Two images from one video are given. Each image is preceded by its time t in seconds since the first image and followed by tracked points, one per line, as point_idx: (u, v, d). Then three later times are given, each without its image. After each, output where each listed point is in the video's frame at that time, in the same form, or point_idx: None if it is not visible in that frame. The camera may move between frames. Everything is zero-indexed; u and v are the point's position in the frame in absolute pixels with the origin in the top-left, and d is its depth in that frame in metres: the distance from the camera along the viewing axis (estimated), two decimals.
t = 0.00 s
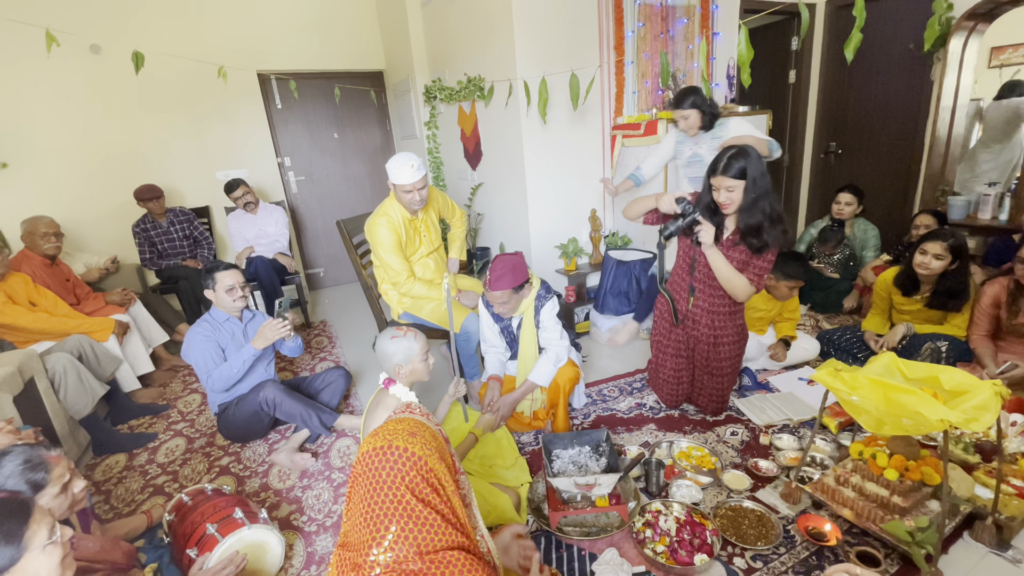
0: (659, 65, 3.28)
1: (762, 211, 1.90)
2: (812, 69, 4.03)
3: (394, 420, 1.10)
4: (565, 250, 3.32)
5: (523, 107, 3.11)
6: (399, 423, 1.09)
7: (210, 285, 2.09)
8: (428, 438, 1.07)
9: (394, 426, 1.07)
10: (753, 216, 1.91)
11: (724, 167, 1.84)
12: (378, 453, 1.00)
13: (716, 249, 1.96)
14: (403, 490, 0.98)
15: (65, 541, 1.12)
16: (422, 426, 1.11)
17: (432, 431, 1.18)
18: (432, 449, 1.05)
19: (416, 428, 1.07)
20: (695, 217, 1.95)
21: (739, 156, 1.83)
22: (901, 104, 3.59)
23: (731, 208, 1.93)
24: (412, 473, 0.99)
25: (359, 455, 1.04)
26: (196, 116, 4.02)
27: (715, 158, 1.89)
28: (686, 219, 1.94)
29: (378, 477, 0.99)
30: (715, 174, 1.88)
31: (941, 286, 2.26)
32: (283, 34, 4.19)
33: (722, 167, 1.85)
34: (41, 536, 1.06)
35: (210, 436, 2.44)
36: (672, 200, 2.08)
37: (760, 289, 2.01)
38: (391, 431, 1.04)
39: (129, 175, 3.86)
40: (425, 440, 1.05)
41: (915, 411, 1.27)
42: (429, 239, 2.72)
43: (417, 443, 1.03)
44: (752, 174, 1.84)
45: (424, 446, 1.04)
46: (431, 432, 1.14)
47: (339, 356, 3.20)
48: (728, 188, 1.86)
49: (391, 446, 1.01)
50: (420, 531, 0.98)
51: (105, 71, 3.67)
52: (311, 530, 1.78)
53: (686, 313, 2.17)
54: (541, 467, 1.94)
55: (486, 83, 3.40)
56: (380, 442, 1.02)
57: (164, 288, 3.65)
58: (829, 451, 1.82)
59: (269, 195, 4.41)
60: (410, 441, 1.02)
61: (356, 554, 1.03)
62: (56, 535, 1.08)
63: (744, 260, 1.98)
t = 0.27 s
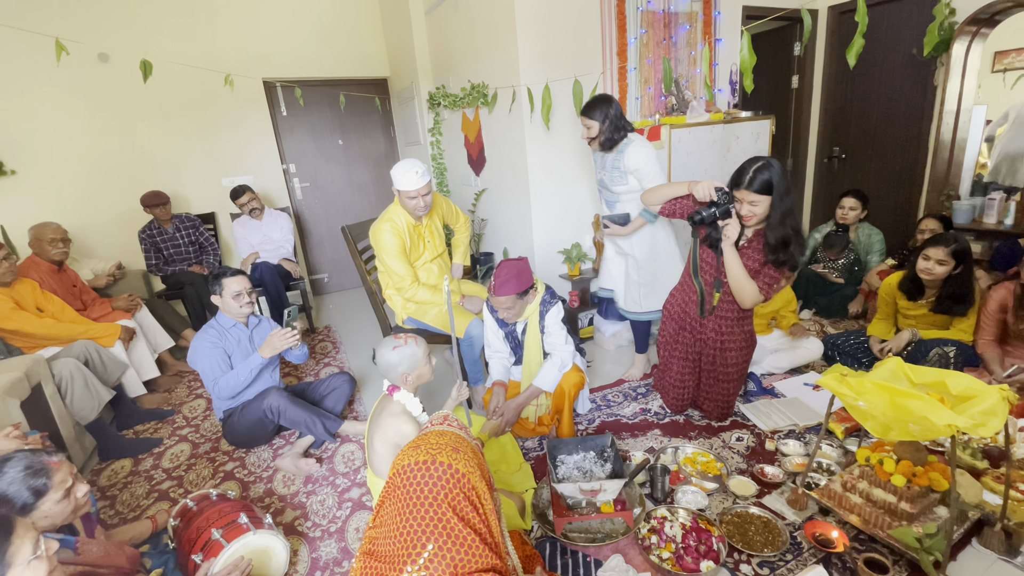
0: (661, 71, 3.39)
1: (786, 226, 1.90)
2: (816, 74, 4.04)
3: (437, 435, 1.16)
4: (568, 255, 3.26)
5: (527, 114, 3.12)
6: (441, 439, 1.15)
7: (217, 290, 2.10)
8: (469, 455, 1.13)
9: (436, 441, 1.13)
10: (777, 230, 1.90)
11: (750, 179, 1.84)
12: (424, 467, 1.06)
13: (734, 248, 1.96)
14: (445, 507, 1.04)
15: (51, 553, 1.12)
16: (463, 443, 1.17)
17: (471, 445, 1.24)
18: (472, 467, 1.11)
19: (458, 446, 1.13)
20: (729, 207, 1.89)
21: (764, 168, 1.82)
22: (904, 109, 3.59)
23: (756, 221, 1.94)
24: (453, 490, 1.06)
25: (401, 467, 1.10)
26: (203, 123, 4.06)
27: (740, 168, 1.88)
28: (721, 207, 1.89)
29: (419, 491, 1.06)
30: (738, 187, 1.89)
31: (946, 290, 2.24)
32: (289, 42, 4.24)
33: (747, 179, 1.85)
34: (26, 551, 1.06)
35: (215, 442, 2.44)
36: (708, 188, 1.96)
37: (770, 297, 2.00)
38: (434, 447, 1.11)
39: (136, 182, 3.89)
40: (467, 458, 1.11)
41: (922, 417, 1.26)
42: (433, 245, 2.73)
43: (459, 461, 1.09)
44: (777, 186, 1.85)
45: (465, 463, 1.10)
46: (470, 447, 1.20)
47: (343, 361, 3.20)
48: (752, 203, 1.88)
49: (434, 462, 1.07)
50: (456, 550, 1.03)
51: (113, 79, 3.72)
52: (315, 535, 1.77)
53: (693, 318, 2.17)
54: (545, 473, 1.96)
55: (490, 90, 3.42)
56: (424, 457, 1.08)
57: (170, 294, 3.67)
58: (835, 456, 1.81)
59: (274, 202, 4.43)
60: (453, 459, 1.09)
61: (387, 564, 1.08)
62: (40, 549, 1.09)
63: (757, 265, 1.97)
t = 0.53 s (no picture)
0: (666, 79, 3.43)
1: (794, 241, 1.91)
2: (820, 85, 4.06)
3: (446, 433, 1.18)
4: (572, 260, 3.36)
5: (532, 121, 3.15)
6: (451, 436, 1.17)
7: (221, 294, 2.11)
8: (478, 453, 1.16)
9: (446, 439, 1.15)
10: (785, 244, 1.91)
11: (759, 194, 1.85)
12: (434, 464, 1.08)
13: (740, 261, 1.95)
14: (454, 503, 1.06)
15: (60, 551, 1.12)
16: (471, 441, 1.20)
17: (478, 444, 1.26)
18: (481, 464, 1.13)
19: (467, 443, 1.15)
20: (738, 218, 1.87)
21: (775, 183, 1.83)
22: (909, 120, 3.59)
23: (763, 234, 1.94)
24: (462, 486, 1.07)
25: (411, 464, 1.12)
26: (211, 127, 4.09)
27: (750, 182, 1.88)
28: (729, 217, 1.86)
29: (429, 487, 1.07)
30: (748, 202, 1.89)
31: (953, 305, 2.25)
32: (297, 48, 4.29)
33: (756, 193, 1.85)
34: (36, 549, 1.06)
35: (217, 444, 2.45)
36: (717, 198, 1.94)
37: (775, 309, 2.03)
38: (444, 444, 1.13)
39: (143, 185, 3.92)
40: (476, 455, 1.13)
41: (926, 428, 1.26)
42: (437, 250, 2.73)
43: (469, 458, 1.11)
44: (787, 203, 1.85)
45: (475, 460, 1.12)
46: (478, 446, 1.22)
47: (346, 365, 3.21)
48: (760, 216, 1.89)
49: (444, 459, 1.09)
50: (465, 545, 1.05)
51: (124, 83, 3.76)
52: (316, 540, 1.77)
53: (696, 327, 2.17)
54: (547, 481, 1.94)
55: (495, 97, 3.45)
56: (434, 454, 1.10)
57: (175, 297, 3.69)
58: (839, 467, 1.80)
59: (280, 206, 4.46)
60: (463, 456, 1.11)
61: (397, 558, 1.10)
62: (49, 547, 1.09)
63: (763, 277, 1.99)
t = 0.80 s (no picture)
0: (668, 88, 3.45)
1: (796, 253, 1.91)
2: (821, 96, 4.08)
3: (451, 431, 1.20)
4: (572, 268, 3.29)
5: (535, 127, 3.16)
6: (456, 435, 1.18)
7: (219, 295, 2.11)
8: (482, 452, 1.17)
9: (452, 437, 1.17)
10: (785, 257, 1.91)
11: (762, 205, 1.84)
12: (441, 459, 1.09)
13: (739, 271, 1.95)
14: (460, 499, 1.07)
15: (51, 547, 1.12)
16: (475, 441, 1.21)
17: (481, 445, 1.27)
18: (485, 463, 1.15)
19: (472, 442, 1.17)
20: (740, 228, 1.87)
21: (779, 195, 1.83)
22: (909, 132, 3.61)
23: (763, 245, 1.94)
24: (468, 482, 1.08)
25: (418, 461, 1.13)
26: (214, 128, 4.10)
27: (754, 192, 1.88)
28: (732, 227, 1.87)
29: (435, 483, 1.08)
30: (750, 213, 1.89)
31: (956, 321, 2.24)
32: (302, 51, 4.31)
33: (759, 204, 1.85)
34: (26, 547, 1.06)
35: (214, 446, 2.44)
36: (721, 207, 1.97)
37: (775, 321, 2.04)
38: (450, 441, 1.15)
39: (145, 185, 3.93)
40: (481, 454, 1.15)
41: (926, 439, 1.26)
42: (437, 254, 2.73)
43: (474, 455, 1.13)
44: (790, 215, 1.85)
45: (480, 458, 1.14)
46: (482, 446, 1.24)
47: (345, 368, 3.20)
48: (762, 228, 1.88)
49: (451, 455, 1.10)
50: (470, 541, 1.05)
51: (128, 83, 3.77)
52: (312, 544, 1.76)
53: (695, 335, 2.17)
54: (544, 487, 1.94)
55: (498, 103, 3.46)
56: (441, 450, 1.11)
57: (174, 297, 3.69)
58: (838, 477, 1.80)
59: (281, 208, 4.47)
60: (469, 453, 1.12)
61: (401, 555, 1.09)
62: (39, 544, 1.09)
63: (763, 288, 1.99)
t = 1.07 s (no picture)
0: (668, 92, 3.45)
1: (796, 257, 1.90)
2: (821, 101, 4.09)
3: (457, 428, 1.20)
4: (572, 270, 3.33)
5: (535, 129, 3.16)
6: (462, 432, 1.18)
7: (217, 294, 2.11)
8: (488, 449, 1.17)
9: (458, 434, 1.16)
10: (786, 262, 1.91)
11: (761, 210, 1.83)
12: (447, 457, 1.09)
13: (739, 275, 1.95)
14: (466, 496, 1.07)
15: (43, 549, 1.11)
16: (480, 438, 1.21)
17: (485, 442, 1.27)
18: (491, 460, 1.15)
19: (478, 439, 1.17)
20: (739, 233, 1.87)
21: (780, 200, 1.81)
22: (909, 138, 3.61)
23: (764, 250, 1.94)
24: (474, 480, 1.08)
25: (424, 456, 1.13)
26: (214, 127, 4.10)
27: (753, 197, 1.86)
28: (730, 232, 1.87)
29: (441, 479, 1.08)
30: (749, 218, 1.87)
31: (953, 327, 2.24)
32: (302, 51, 4.31)
33: (758, 209, 1.83)
34: (19, 548, 1.06)
35: (211, 445, 2.43)
36: (720, 211, 1.94)
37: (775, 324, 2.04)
38: (457, 438, 1.14)
39: (144, 183, 3.92)
40: (487, 451, 1.15)
41: (923, 445, 1.26)
42: (436, 255, 2.72)
43: (481, 452, 1.12)
44: (790, 219, 1.84)
45: (486, 455, 1.13)
46: (487, 444, 1.24)
47: (343, 368, 3.19)
48: (761, 232, 1.87)
49: (457, 452, 1.10)
50: (474, 537, 1.06)
51: (128, 81, 3.77)
52: (308, 545, 1.75)
53: (693, 338, 2.18)
54: (541, 489, 1.93)
55: (498, 104, 3.46)
56: (447, 447, 1.11)
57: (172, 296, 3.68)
58: (835, 483, 1.79)
59: (281, 207, 4.46)
60: (475, 451, 1.12)
61: (405, 549, 1.10)
62: (33, 546, 1.08)
63: (762, 291, 1.99)
